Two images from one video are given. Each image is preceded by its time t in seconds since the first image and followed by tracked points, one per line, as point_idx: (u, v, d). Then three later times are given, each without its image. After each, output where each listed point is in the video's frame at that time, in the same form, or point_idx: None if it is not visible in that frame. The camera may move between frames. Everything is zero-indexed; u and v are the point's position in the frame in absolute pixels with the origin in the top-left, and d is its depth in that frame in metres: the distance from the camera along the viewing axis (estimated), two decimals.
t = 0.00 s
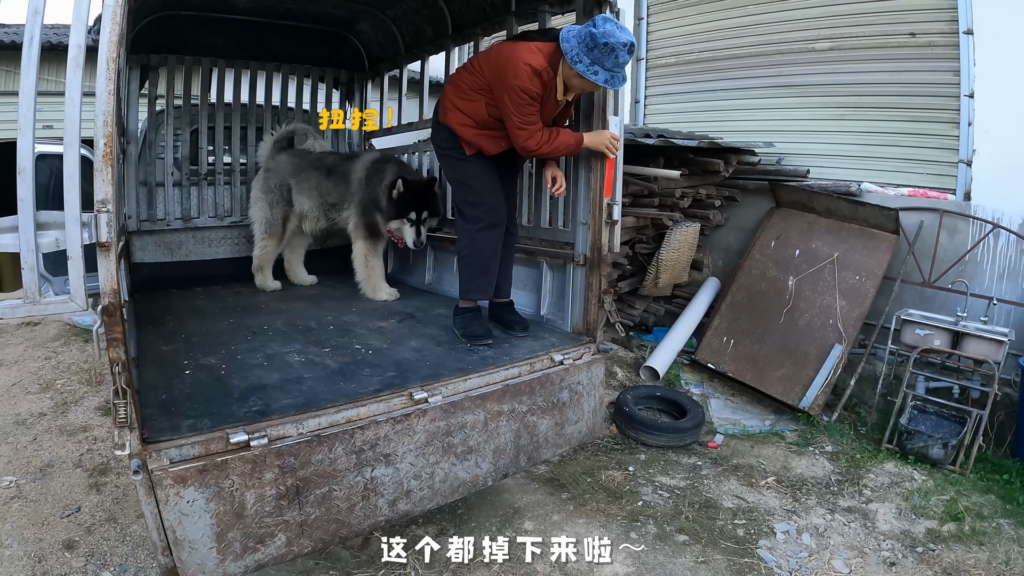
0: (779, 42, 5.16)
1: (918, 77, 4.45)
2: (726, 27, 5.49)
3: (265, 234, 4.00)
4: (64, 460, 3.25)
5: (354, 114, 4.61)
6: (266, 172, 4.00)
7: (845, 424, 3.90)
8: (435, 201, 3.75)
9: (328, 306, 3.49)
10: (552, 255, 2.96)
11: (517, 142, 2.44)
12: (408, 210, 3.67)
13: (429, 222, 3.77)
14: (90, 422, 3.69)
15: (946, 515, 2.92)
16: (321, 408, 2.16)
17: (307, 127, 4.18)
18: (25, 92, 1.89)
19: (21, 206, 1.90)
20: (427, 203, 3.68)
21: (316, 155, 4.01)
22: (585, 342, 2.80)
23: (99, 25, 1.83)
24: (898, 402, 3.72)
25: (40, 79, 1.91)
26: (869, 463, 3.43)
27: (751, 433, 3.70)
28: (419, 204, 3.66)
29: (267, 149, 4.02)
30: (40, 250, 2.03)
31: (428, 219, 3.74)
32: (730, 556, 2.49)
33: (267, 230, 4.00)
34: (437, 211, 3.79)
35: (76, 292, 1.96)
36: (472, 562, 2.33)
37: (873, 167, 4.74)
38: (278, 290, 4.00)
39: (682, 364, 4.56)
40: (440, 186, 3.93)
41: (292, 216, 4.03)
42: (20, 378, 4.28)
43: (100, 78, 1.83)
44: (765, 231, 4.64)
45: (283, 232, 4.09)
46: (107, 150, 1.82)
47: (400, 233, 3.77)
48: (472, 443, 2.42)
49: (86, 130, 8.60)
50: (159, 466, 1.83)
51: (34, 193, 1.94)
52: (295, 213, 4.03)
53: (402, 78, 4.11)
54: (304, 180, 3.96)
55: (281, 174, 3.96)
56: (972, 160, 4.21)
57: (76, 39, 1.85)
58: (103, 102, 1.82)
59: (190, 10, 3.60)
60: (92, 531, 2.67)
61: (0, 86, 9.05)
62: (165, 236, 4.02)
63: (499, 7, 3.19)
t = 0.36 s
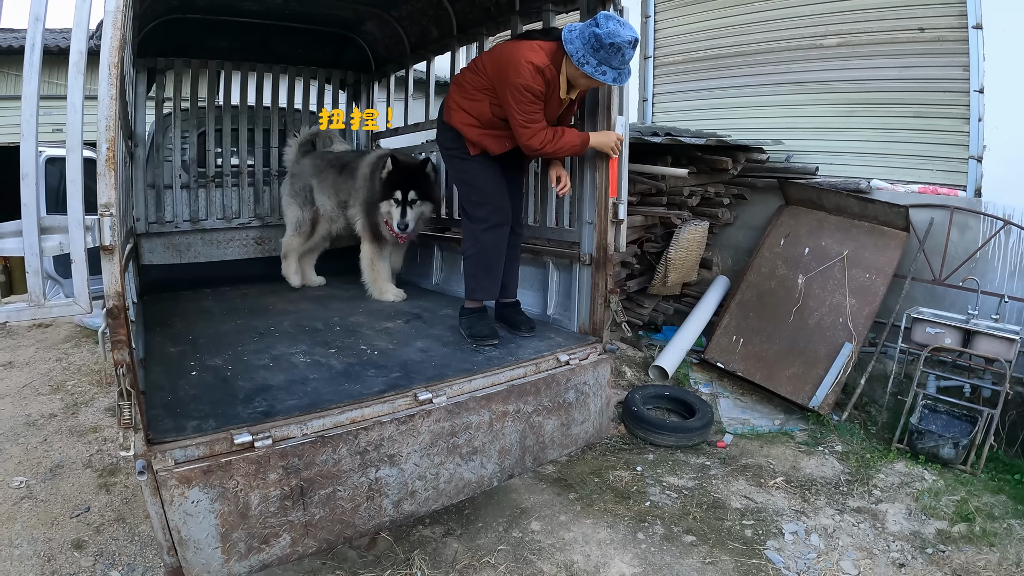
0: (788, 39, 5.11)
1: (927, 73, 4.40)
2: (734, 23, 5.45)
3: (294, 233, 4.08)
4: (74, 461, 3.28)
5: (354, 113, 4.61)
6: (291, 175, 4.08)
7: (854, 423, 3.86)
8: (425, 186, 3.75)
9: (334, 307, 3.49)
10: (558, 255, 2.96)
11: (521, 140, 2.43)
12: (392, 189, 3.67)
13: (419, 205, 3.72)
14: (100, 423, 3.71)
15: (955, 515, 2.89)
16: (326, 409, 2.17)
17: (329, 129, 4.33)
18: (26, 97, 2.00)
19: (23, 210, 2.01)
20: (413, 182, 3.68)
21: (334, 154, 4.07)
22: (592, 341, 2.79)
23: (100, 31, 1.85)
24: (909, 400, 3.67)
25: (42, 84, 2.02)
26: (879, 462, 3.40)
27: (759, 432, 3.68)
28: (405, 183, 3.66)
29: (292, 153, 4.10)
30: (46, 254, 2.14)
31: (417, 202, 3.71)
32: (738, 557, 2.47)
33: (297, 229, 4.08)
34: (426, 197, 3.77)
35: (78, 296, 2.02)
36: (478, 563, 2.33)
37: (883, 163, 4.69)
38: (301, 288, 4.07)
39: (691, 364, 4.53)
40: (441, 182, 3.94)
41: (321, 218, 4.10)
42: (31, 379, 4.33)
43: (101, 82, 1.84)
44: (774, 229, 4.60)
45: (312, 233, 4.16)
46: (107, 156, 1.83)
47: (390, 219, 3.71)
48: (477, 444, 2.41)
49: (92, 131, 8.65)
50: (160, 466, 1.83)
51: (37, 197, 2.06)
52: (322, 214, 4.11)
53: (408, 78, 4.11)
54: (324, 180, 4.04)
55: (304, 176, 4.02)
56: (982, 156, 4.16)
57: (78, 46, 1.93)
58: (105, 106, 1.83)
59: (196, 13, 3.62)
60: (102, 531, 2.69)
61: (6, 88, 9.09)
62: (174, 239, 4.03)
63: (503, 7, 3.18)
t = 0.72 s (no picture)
0: (799, 36, 5.07)
1: (941, 70, 4.35)
2: (745, 21, 5.42)
3: (329, 237, 4.19)
4: (87, 459, 3.29)
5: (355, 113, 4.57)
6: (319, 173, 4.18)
7: (869, 423, 3.82)
8: (428, 155, 3.56)
9: (345, 305, 3.49)
10: (571, 253, 2.94)
11: (529, 134, 2.41)
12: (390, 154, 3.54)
13: (419, 170, 3.47)
14: (113, 421, 3.72)
15: (971, 516, 2.84)
16: (338, 406, 2.17)
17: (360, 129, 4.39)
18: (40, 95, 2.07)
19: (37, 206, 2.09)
20: (411, 145, 3.53)
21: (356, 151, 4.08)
22: (605, 339, 2.76)
23: (112, 28, 1.85)
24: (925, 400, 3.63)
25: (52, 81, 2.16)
26: (895, 462, 3.36)
27: (773, 432, 3.64)
28: (403, 148, 3.51)
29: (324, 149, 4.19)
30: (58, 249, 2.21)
31: (418, 167, 3.48)
32: (751, 557, 2.44)
33: (329, 231, 4.19)
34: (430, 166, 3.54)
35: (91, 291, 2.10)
36: (490, 562, 2.31)
37: (897, 161, 4.63)
38: (362, 289, 4.06)
39: (704, 363, 4.50)
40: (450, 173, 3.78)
41: (346, 217, 4.14)
42: (45, 378, 4.36)
43: (115, 79, 1.84)
44: (787, 228, 4.56)
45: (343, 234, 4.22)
46: (120, 153, 1.83)
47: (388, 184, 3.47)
48: (490, 442, 2.40)
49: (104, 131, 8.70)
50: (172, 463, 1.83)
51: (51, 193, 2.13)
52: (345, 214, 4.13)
53: (419, 78, 4.09)
54: (345, 179, 4.04)
55: (328, 175, 4.10)
56: (997, 153, 4.10)
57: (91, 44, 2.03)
58: (117, 104, 1.82)
59: (208, 13, 3.61)
60: (114, 528, 2.69)
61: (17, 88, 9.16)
62: (187, 238, 4.05)
63: (515, 4, 3.16)
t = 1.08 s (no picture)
0: (812, 35, 5.01)
1: (956, 68, 4.29)
2: (758, 20, 5.37)
3: (349, 237, 4.16)
4: (99, 457, 3.30)
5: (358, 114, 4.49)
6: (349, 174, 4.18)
7: (883, 424, 3.76)
8: (438, 138, 3.61)
9: (356, 305, 3.48)
10: (583, 253, 2.91)
11: (542, 135, 2.40)
12: (400, 137, 3.60)
13: (429, 152, 3.52)
14: (125, 420, 3.73)
15: (986, 519, 2.78)
16: (349, 405, 2.16)
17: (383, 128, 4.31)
18: (50, 93, 2.07)
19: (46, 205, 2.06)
20: (420, 128, 3.59)
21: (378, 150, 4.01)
22: (617, 339, 2.74)
23: (123, 28, 1.85)
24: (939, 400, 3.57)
25: (64, 82, 2.08)
26: (909, 464, 3.31)
27: (786, 433, 3.61)
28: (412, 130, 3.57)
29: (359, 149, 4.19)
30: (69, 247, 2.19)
31: (428, 149, 3.53)
32: (764, 560, 2.41)
33: (350, 231, 4.15)
34: (440, 149, 3.58)
35: (101, 290, 2.08)
36: (501, 563, 2.29)
37: (911, 160, 4.57)
38: (374, 289, 4.05)
39: (717, 363, 4.45)
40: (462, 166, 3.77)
41: (366, 218, 4.10)
42: (59, 377, 4.40)
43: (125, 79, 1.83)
44: (801, 227, 4.50)
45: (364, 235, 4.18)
46: (130, 152, 1.82)
47: (400, 166, 3.49)
48: (501, 442, 2.38)
49: (116, 132, 8.76)
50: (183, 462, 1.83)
51: (61, 192, 2.10)
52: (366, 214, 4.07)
53: (431, 78, 4.08)
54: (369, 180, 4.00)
55: (353, 176, 4.08)
56: (1012, 152, 4.03)
57: (102, 43, 2.04)
58: (129, 102, 1.82)
59: (220, 15, 3.61)
60: (125, 526, 2.70)
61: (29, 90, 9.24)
62: (200, 238, 4.08)
63: (526, 4, 3.14)
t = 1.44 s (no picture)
0: (829, 34, 4.97)
1: (973, 68, 4.24)
2: (773, 20, 5.34)
3: (371, 236, 4.16)
4: (114, 456, 3.32)
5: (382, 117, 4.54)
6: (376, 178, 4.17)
7: (899, 427, 3.73)
8: (443, 130, 3.59)
9: (371, 306, 3.50)
10: (599, 254, 2.91)
11: (529, 136, 2.55)
12: (405, 128, 3.55)
13: (435, 143, 3.50)
14: (140, 419, 3.76)
15: (1003, 523, 2.74)
16: (366, 405, 2.16)
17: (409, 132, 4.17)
18: (68, 94, 2.08)
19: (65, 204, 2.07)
20: (425, 118, 3.55)
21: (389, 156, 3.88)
22: (634, 340, 2.72)
23: (141, 30, 1.85)
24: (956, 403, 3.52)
25: (83, 82, 2.09)
26: (926, 467, 3.27)
27: (802, 436, 3.58)
28: (417, 121, 3.54)
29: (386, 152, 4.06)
30: (87, 247, 2.20)
31: (434, 140, 3.50)
32: (780, 563, 2.39)
33: (373, 231, 4.17)
34: (445, 141, 3.57)
35: (119, 289, 2.10)
36: (516, 564, 2.28)
37: (927, 161, 4.52)
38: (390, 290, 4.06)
39: (732, 366, 4.43)
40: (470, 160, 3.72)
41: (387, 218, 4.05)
42: (75, 376, 4.44)
43: (143, 80, 1.84)
44: (816, 229, 4.47)
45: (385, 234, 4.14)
46: (146, 153, 1.82)
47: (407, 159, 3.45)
48: (517, 443, 2.37)
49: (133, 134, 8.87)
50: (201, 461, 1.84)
51: (78, 192, 2.10)
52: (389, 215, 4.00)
53: (446, 79, 4.08)
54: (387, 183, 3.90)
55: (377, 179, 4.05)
56: None
57: (119, 43, 2.05)
58: (146, 103, 1.82)
59: (237, 18, 3.62)
60: (140, 524, 2.71)
61: (49, 92, 9.38)
62: (216, 239, 4.08)
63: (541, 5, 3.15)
